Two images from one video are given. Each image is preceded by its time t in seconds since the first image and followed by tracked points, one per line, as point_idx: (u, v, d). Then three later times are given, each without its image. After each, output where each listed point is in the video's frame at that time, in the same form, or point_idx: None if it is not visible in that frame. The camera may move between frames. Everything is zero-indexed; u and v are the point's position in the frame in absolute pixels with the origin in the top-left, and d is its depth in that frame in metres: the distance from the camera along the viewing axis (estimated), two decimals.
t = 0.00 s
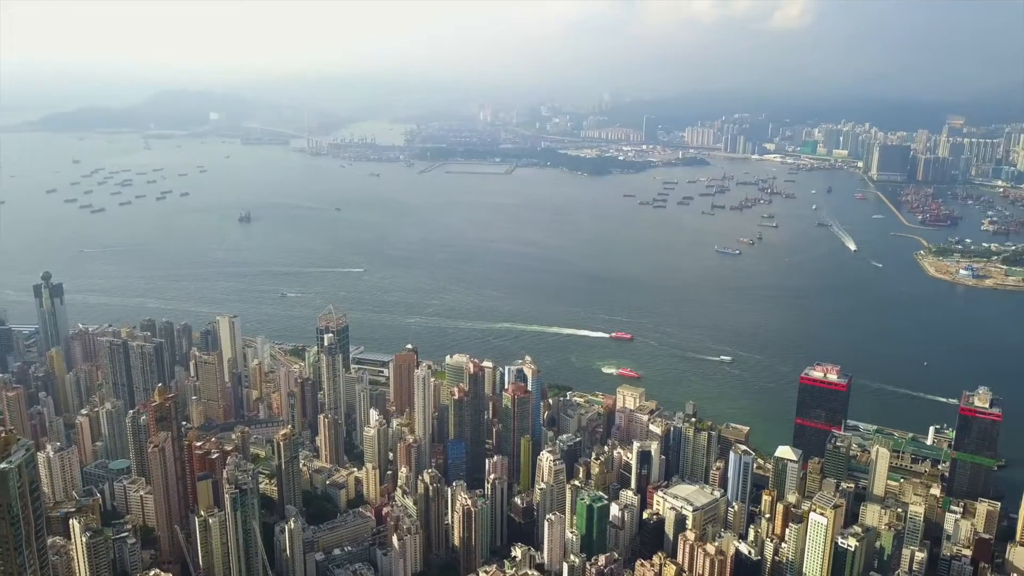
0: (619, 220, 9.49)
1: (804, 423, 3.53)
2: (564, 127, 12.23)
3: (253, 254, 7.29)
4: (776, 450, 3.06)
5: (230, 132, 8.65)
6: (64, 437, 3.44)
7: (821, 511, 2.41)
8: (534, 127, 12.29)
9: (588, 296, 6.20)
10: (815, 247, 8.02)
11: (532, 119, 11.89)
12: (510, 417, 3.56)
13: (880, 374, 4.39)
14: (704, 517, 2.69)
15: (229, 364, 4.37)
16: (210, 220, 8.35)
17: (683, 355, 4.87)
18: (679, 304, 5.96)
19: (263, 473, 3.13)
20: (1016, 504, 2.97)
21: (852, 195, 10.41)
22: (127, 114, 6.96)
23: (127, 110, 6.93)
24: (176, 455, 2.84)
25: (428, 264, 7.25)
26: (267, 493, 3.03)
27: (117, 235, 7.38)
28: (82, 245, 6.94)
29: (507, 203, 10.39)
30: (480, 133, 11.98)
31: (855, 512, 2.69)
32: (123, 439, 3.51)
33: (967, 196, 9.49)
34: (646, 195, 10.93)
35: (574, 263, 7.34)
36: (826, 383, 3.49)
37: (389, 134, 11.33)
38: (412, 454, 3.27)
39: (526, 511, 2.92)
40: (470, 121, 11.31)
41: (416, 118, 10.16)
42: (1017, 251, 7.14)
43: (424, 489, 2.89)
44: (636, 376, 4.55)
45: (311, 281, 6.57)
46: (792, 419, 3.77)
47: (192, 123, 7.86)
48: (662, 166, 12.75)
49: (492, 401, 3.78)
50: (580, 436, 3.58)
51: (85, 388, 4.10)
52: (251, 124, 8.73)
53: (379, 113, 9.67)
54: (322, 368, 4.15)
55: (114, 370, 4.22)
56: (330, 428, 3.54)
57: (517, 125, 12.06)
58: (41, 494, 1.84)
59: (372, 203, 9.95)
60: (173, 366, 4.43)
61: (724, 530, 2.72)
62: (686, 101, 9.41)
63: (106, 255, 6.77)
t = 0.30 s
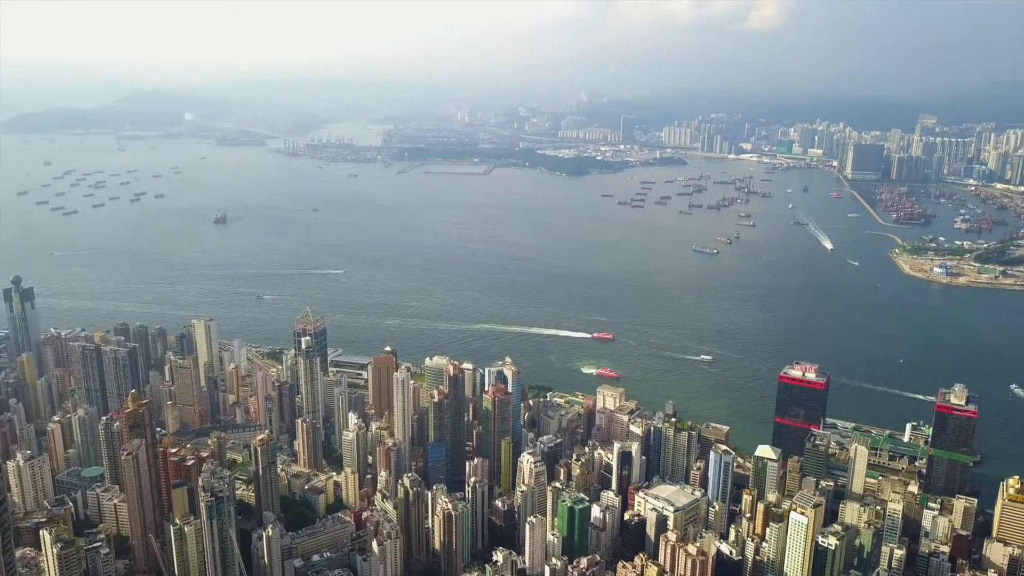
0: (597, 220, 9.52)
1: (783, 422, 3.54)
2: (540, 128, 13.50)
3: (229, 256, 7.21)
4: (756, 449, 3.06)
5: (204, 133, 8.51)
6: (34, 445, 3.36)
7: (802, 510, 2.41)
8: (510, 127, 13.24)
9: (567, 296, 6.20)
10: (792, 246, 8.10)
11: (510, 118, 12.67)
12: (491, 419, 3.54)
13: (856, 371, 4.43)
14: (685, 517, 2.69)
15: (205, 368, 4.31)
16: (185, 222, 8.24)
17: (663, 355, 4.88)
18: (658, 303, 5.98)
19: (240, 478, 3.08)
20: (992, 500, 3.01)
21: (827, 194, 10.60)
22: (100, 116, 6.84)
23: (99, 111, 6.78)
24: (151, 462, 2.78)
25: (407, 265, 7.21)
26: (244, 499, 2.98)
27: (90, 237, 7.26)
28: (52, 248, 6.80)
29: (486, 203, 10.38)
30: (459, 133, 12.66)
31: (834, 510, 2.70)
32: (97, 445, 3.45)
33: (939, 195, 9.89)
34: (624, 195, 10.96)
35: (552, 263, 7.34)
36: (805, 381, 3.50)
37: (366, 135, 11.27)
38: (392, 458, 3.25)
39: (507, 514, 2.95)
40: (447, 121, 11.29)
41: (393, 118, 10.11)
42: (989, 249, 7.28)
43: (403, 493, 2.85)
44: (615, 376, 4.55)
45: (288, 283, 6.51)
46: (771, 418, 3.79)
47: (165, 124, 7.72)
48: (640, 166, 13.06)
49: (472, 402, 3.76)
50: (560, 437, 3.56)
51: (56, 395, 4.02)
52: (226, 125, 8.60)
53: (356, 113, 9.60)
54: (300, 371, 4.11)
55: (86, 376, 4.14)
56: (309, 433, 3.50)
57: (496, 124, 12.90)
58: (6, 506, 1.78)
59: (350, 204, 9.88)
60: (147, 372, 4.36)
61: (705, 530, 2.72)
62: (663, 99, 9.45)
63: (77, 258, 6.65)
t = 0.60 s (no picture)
0: (576, 220, 9.51)
1: (762, 421, 3.55)
2: (519, 127, 13.53)
3: (204, 258, 7.11)
4: (736, 448, 3.07)
5: (178, 134, 8.40)
6: (4, 453, 3.29)
7: (782, 510, 2.41)
8: (489, 127, 13.20)
9: (546, 296, 6.19)
10: (768, 244, 8.17)
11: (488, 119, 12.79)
12: (471, 421, 3.52)
13: (834, 370, 4.45)
14: (666, 518, 2.69)
15: (179, 373, 4.24)
16: (159, 224, 8.13)
17: (642, 354, 4.88)
18: (637, 303, 5.99)
19: (217, 484, 3.04)
20: (969, 496, 3.04)
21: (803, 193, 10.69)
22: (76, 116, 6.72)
23: (70, 111, 6.67)
24: (124, 469, 2.73)
25: (385, 266, 7.16)
26: (221, 505, 2.93)
27: (61, 240, 7.13)
28: (22, 251, 6.67)
29: (464, 203, 10.36)
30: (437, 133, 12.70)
31: (814, 508, 2.71)
32: (69, 452, 3.38)
33: (913, 193, 10.12)
34: (602, 195, 10.97)
35: (532, 263, 7.33)
36: (784, 381, 3.52)
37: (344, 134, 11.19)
38: (372, 462, 3.21)
39: (488, 517, 2.89)
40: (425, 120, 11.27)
41: (370, 118, 10.04)
42: (961, 246, 7.41)
43: (384, 497, 2.83)
44: (595, 376, 4.54)
45: (264, 286, 6.44)
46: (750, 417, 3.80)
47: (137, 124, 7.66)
48: (618, 165, 13.09)
49: (452, 405, 3.74)
50: (540, 439, 3.55)
51: (26, 401, 3.93)
52: (201, 124, 8.49)
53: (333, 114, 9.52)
54: (276, 374, 4.06)
55: (56, 382, 4.05)
56: (286, 438, 3.45)
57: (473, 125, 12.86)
58: None
59: (327, 205, 9.81)
60: (120, 377, 4.28)
61: (685, 530, 2.72)
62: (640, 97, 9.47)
63: (48, 261, 6.53)
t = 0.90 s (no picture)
0: (554, 220, 9.51)
1: (742, 420, 3.56)
2: (498, 127, 13.46)
3: (179, 261, 7.02)
4: (717, 448, 3.07)
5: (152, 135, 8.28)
6: None
7: (763, 509, 2.41)
8: (466, 127, 13.17)
9: (525, 296, 6.18)
10: (744, 243, 8.22)
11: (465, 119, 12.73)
12: (451, 424, 3.50)
13: (811, 368, 4.48)
14: (647, 518, 2.69)
15: (154, 377, 4.17)
16: (132, 226, 8.00)
17: (622, 353, 4.88)
18: (617, 302, 6.00)
19: (192, 491, 2.99)
20: (945, 492, 3.07)
21: (780, 191, 10.78)
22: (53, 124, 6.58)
23: (40, 112, 6.53)
24: (96, 477, 2.68)
25: (363, 267, 7.12)
26: (197, 512, 2.89)
27: (31, 242, 6.99)
28: None
29: (442, 203, 10.33)
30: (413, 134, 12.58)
31: (794, 506, 2.72)
32: (40, 458, 3.31)
33: (888, 192, 10.36)
34: (580, 195, 10.99)
35: (511, 263, 7.32)
36: (762, 379, 3.53)
37: (320, 135, 11.10)
38: (350, 465, 3.18)
39: (468, 520, 2.87)
40: (402, 120, 11.23)
41: (347, 118, 9.97)
42: (935, 244, 7.53)
43: (362, 502, 2.80)
44: (575, 376, 4.54)
45: (240, 288, 6.36)
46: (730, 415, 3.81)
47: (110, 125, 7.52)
48: (595, 164, 13.12)
49: (432, 408, 3.72)
50: (521, 440, 3.54)
51: None
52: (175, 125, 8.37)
53: (310, 114, 9.43)
54: (253, 377, 4.01)
55: (26, 388, 3.96)
56: (264, 442, 3.40)
57: (451, 125, 12.75)
58: None
59: (304, 205, 9.73)
60: (92, 382, 4.20)
61: (666, 530, 2.72)
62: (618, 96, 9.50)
63: (17, 265, 6.40)
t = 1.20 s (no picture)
0: (532, 219, 9.50)
1: (721, 419, 3.57)
2: (475, 126, 13.47)
3: (153, 263, 6.92)
4: (697, 447, 3.08)
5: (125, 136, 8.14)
6: None
7: (743, 509, 2.41)
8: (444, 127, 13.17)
9: (504, 296, 6.17)
10: (721, 242, 8.27)
11: (442, 120, 12.77)
12: (430, 426, 3.48)
13: (789, 367, 4.51)
14: (627, 519, 2.69)
15: (127, 382, 4.10)
16: (105, 228, 7.88)
17: (602, 353, 4.88)
18: (596, 302, 6.00)
19: (167, 497, 2.95)
20: (921, 488, 3.12)
21: (756, 190, 10.86)
22: (26, 129, 6.42)
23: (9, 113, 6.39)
24: (68, 485, 2.64)
25: (341, 268, 7.06)
26: (172, 519, 2.85)
27: None
28: None
29: (420, 203, 10.29)
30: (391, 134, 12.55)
31: (774, 505, 2.73)
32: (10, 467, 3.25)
33: (862, 190, 10.50)
34: (558, 194, 11.00)
35: (489, 263, 7.31)
36: (740, 378, 3.54)
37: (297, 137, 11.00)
38: (329, 470, 3.14)
39: (448, 524, 2.82)
40: (380, 120, 11.18)
41: (324, 118, 9.89)
42: (909, 242, 7.63)
43: (341, 506, 2.78)
44: (555, 376, 4.53)
45: (216, 290, 6.28)
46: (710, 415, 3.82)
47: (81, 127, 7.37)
48: (573, 164, 13.15)
49: (411, 411, 3.69)
50: (501, 442, 3.52)
51: None
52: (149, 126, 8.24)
53: (286, 114, 9.34)
54: (229, 381, 3.96)
55: None
56: (240, 447, 3.36)
57: (428, 124, 12.70)
58: None
59: (281, 206, 9.65)
60: (64, 388, 4.12)
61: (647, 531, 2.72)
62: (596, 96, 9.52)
63: None
